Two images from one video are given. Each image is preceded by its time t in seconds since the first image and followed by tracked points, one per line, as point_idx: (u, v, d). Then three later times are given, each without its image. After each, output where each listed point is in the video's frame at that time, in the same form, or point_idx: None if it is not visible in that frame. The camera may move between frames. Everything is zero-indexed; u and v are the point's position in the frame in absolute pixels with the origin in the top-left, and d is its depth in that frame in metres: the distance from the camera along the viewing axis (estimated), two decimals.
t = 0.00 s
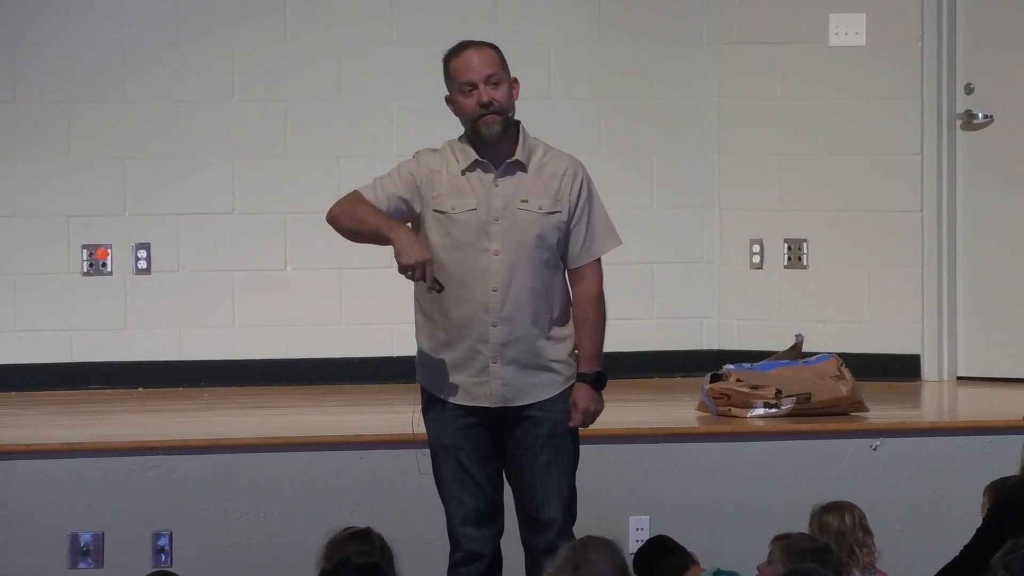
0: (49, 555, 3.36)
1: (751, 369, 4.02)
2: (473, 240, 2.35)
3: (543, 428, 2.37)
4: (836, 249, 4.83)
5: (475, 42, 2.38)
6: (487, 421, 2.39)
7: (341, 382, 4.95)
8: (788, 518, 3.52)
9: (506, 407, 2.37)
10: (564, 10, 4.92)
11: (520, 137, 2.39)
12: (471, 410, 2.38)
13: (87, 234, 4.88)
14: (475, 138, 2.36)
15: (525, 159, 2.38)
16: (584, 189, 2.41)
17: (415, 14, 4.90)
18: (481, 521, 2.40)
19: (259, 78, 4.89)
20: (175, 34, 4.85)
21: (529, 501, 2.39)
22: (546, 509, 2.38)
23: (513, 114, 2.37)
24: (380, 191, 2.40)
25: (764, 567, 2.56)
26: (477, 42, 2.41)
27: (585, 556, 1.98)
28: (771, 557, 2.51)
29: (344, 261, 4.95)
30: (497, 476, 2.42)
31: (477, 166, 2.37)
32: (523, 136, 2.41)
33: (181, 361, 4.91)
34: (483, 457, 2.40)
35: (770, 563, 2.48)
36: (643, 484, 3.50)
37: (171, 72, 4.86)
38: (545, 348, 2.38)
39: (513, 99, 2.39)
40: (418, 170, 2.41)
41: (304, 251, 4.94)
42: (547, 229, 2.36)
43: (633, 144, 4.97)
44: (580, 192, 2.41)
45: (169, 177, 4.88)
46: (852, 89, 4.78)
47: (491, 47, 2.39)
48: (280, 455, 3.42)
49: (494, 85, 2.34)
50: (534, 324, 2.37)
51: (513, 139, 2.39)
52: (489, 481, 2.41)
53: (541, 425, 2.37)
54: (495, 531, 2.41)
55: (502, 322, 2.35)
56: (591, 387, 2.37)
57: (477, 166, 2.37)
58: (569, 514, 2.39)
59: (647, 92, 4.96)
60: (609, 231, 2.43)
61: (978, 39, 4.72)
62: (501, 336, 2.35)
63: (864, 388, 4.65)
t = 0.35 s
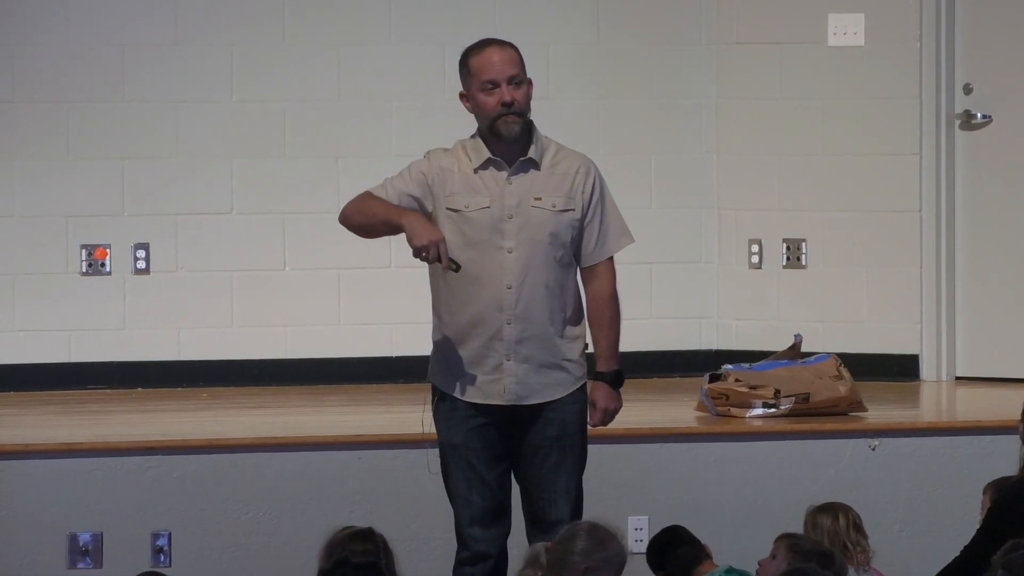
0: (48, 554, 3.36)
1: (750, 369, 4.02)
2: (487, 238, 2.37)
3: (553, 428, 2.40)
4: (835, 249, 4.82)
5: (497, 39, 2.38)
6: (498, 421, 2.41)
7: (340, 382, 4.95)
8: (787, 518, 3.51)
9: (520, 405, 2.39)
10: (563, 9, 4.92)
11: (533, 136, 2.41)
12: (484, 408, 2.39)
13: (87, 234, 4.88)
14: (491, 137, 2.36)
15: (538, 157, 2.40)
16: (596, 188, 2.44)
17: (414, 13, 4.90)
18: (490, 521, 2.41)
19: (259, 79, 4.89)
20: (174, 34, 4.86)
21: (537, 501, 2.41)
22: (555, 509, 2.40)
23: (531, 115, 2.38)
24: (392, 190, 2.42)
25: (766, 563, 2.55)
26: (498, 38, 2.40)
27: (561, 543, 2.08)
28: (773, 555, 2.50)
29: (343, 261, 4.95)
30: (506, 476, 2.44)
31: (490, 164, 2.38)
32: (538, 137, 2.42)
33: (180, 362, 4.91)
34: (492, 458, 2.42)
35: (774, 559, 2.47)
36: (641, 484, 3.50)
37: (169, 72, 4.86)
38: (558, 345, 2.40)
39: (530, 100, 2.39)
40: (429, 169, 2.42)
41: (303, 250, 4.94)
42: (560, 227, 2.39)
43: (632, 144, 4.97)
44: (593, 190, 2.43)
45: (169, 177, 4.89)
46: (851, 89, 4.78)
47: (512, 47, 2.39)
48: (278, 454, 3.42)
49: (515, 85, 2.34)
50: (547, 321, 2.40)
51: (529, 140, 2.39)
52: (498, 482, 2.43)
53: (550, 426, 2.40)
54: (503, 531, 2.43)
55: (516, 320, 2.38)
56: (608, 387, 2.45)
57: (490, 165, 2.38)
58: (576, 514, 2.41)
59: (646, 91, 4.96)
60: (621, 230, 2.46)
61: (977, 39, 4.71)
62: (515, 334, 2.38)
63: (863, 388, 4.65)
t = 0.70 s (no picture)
0: (50, 554, 3.36)
1: (751, 369, 4.02)
2: (499, 234, 2.38)
3: (562, 429, 2.41)
4: (836, 249, 4.83)
5: (515, 38, 2.39)
6: (507, 422, 2.42)
7: (341, 382, 4.95)
8: (788, 517, 3.52)
9: (531, 401, 2.40)
10: (564, 9, 4.92)
11: (545, 135, 2.42)
12: (495, 404, 2.40)
13: (88, 234, 4.88)
14: (506, 134, 2.37)
15: (550, 155, 2.41)
16: (607, 187, 2.46)
17: (415, 13, 4.90)
18: (498, 521, 2.42)
19: (260, 79, 4.89)
20: (175, 33, 4.85)
21: (545, 500, 2.43)
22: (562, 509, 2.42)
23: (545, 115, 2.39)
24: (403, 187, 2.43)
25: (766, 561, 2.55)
26: (514, 37, 2.42)
27: (557, 539, 2.18)
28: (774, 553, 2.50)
29: (344, 261, 4.95)
30: (514, 477, 2.45)
31: (502, 161, 2.40)
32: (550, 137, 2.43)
33: (181, 361, 4.91)
34: (500, 458, 2.43)
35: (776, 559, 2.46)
36: (643, 484, 3.50)
37: (171, 72, 4.86)
38: (569, 342, 2.42)
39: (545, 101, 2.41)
40: (441, 166, 2.44)
41: (304, 250, 4.94)
42: (573, 224, 2.41)
43: (632, 144, 4.97)
44: (604, 189, 2.46)
45: (170, 177, 4.88)
46: (852, 89, 4.78)
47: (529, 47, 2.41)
48: (279, 454, 3.43)
49: (533, 84, 2.36)
50: (559, 318, 2.41)
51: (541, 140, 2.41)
52: (507, 482, 2.44)
53: (559, 427, 2.41)
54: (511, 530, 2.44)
55: (528, 316, 2.39)
56: (620, 384, 2.44)
57: (502, 162, 2.40)
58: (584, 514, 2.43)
59: (647, 91, 4.96)
60: (633, 230, 2.48)
61: (978, 39, 4.72)
62: (527, 330, 2.39)
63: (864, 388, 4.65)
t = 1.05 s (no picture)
0: (51, 555, 3.36)
1: (752, 370, 4.02)
2: (506, 233, 2.39)
3: (566, 429, 2.42)
4: (836, 249, 4.83)
5: (528, 38, 2.42)
6: (512, 423, 2.42)
7: (341, 382, 4.95)
8: (789, 517, 3.52)
9: (537, 400, 2.40)
10: (564, 10, 4.92)
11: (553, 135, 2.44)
12: (501, 402, 2.40)
13: (88, 234, 4.88)
14: (516, 133, 2.38)
15: (557, 155, 2.42)
16: (614, 188, 2.48)
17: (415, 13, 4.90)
18: (502, 522, 2.42)
19: (259, 79, 4.89)
20: (175, 34, 4.86)
21: (549, 501, 2.43)
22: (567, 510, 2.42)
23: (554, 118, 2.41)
24: (409, 187, 2.43)
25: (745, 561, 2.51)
26: (526, 37, 2.44)
27: (555, 539, 2.17)
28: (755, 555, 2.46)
29: (344, 261, 4.95)
30: (519, 478, 2.45)
31: (509, 161, 2.41)
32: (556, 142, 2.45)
33: (181, 362, 4.91)
34: (505, 459, 2.43)
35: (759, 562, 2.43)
36: (644, 484, 3.50)
37: (171, 72, 4.86)
38: (575, 341, 2.42)
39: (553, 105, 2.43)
40: (447, 166, 2.44)
41: (304, 250, 4.94)
42: (579, 224, 2.42)
43: (632, 144, 4.97)
44: (610, 190, 2.47)
45: (170, 178, 4.88)
46: (852, 89, 4.78)
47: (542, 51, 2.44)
48: (280, 454, 3.43)
49: (547, 84, 2.38)
50: (565, 317, 2.42)
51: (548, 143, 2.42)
52: (511, 483, 2.44)
53: (563, 428, 2.42)
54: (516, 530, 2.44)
55: (534, 314, 2.40)
56: (624, 386, 2.45)
57: (509, 162, 2.41)
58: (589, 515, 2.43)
59: (647, 91, 4.96)
60: (638, 231, 2.49)
61: (978, 39, 4.72)
62: (533, 328, 2.40)
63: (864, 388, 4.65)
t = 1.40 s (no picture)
0: (52, 555, 3.36)
1: (753, 370, 4.03)
2: (508, 233, 2.39)
3: (569, 429, 2.41)
4: (837, 249, 4.83)
5: (533, 39, 2.43)
6: (514, 423, 2.41)
7: (341, 382, 4.95)
8: (790, 517, 3.52)
9: (539, 400, 2.40)
10: (564, 9, 4.92)
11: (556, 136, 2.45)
12: (503, 402, 2.40)
13: (89, 234, 4.88)
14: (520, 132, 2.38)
15: (560, 156, 2.42)
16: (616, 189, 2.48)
17: (416, 13, 4.90)
18: (504, 522, 2.42)
19: (260, 79, 4.88)
20: (176, 34, 4.85)
21: (551, 501, 2.42)
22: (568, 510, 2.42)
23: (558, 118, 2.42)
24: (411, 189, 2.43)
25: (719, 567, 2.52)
26: (530, 38, 2.45)
27: (572, 538, 2.18)
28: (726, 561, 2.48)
29: (345, 261, 4.95)
30: (521, 478, 2.45)
31: (512, 162, 2.41)
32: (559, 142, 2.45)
33: (182, 362, 4.91)
34: (507, 460, 2.43)
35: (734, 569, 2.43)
36: (645, 484, 3.50)
37: (171, 72, 4.86)
38: (578, 341, 2.42)
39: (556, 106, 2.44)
40: (449, 167, 2.45)
41: (305, 250, 4.94)
42: (582, 225, 2.42)
43: (633, 144, 4.97)
44: (613, 190, 2.47)
45: (171, 178, 4.88)
46: (853, 89, 4.78)
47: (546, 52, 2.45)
48: (281, 455, 3.43)
49: (551, 84, 2.39)
50: (567, 317, 2.42)
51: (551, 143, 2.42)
52: (513, 483, 2.43)
53: (565, 428, 2.41)
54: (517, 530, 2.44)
55: (536, 315, 2.40)
56: (629, 389, 2.45)
57: (512, 163, 2.41)
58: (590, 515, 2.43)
59: (648, 91, 4.96)
60: (641, 232, 2.49)
61: (979, 39, 4.72)
62: (535, 328, 2.40)
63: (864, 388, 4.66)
